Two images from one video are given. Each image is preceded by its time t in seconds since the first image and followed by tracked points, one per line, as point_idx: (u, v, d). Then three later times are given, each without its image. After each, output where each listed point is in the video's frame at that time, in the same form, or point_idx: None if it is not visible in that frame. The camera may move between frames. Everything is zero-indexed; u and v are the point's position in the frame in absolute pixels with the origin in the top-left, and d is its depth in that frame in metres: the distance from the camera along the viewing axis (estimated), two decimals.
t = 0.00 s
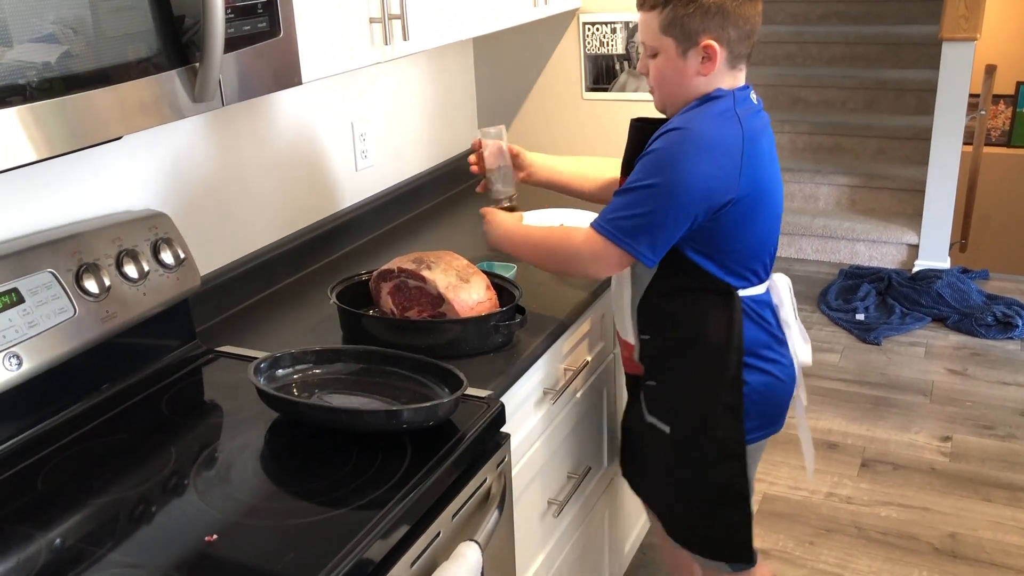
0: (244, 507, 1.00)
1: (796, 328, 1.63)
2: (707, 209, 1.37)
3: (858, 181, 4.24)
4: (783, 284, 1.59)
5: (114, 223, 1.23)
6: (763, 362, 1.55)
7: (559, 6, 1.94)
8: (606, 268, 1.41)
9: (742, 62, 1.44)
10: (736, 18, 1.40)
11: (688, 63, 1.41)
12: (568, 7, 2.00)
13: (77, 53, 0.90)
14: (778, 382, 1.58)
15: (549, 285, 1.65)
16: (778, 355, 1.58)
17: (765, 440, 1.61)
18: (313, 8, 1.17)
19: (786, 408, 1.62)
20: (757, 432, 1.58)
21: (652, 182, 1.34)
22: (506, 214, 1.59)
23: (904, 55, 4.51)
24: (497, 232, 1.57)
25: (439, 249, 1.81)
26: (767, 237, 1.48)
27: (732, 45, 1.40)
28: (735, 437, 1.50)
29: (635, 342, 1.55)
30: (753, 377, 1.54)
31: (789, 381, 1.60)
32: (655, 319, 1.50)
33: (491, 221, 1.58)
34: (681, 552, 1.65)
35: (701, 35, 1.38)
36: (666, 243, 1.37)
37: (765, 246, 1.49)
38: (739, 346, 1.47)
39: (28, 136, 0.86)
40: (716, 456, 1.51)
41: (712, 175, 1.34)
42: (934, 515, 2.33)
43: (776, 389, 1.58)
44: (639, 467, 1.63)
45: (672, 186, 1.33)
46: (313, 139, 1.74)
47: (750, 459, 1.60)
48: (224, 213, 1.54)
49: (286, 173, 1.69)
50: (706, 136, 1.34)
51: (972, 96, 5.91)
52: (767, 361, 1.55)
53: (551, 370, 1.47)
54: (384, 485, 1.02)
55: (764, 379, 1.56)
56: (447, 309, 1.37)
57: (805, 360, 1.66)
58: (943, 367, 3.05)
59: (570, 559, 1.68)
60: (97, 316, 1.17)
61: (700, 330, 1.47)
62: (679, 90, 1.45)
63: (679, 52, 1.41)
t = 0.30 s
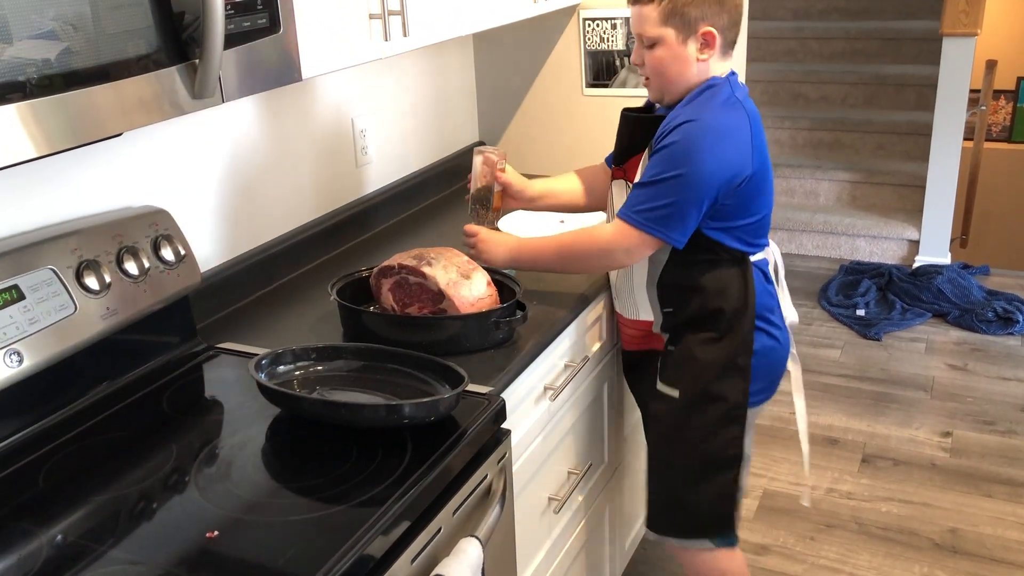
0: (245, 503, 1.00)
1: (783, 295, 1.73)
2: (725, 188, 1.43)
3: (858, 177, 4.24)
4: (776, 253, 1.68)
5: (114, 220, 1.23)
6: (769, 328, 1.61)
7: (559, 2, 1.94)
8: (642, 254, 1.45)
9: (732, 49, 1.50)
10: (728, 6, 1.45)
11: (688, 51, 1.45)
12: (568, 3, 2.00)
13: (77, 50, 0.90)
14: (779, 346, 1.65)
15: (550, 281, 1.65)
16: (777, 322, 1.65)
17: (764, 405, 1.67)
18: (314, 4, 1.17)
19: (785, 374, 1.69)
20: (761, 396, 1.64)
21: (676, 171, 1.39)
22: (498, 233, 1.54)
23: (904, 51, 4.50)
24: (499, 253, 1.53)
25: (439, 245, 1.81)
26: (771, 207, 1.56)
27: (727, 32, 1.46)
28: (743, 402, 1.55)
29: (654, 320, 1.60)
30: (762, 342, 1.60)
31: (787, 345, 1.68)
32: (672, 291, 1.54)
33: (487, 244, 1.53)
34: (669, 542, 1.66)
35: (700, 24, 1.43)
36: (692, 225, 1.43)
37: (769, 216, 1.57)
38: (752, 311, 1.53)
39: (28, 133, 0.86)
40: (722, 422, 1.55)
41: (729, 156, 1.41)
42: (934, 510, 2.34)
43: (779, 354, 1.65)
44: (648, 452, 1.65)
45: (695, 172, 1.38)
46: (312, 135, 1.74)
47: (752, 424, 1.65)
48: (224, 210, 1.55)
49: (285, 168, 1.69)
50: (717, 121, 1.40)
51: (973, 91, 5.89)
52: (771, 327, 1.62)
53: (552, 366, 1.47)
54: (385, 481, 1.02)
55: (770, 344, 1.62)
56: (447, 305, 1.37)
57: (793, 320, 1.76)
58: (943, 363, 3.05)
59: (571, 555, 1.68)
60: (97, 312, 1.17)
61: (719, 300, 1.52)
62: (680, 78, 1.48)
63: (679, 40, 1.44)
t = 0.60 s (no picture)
0: (245, 502, 1.00)
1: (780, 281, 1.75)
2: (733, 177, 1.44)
3: (857, 175, 4.24)
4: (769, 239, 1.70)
5: (113, 219, 1.23)
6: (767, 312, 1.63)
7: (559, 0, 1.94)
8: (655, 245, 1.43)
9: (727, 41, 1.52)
10: None
11: (688, 43, 1.45)
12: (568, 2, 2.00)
13: (76, 49, 0.90)
14: (776, 331, 1.67)
15: (550, 280, 1.65)
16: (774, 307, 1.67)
17: (761, 388, 1.69)
18: (314, 4, 1.17)
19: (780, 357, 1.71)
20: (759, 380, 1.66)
21: (687, 163, 1.38)
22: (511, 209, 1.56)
23: (904, 49, 4.50)
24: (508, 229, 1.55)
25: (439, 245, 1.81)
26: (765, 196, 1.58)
27: (724, 25, 1.46)
28: (745, 386, 1.56)
29: (657, 310, 1.60)
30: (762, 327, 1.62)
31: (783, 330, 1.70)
32: (677, 281, 1.54)
33: (497, 219, 1.55)
34: (663, 526, 1.66)
35: (699, 16, 1.43)
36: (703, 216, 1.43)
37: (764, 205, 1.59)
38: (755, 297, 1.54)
39: (27, 133, 0.86)
40: (721, 411, 1.56)
41: (736, 146, 1.41)
42: (933, 509, 2.34)
43: (776, 338, 1.67)
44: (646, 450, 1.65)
45: (706, 163, 1.38)
46: (312, 134, 1.75)
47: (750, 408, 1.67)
48: (224, 208, 1.55)
49: (285, 167, 1.69)
50: (719, 112, 1.41)
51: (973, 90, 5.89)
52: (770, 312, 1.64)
53: (551, 365, 1.47)
54: (384, 480, 1.02)
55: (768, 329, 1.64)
56: (446, 304, 1.37)
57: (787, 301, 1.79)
58: (942, 362, 3.05)
59: (571, 555, 1.68)
60: (96, 312, 1.17)
61: (723, 287, 1.52)
62: (679, 71, 1.48)
63: (679, 32, 1.44)
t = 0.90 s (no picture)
0: (245, 503, 1.00)
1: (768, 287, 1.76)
2: (717, 184, 1.44)
3: (857, 176, 4.24)
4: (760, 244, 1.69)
5: (114, 220, 1.23)
6: (754, 320, 1.62)
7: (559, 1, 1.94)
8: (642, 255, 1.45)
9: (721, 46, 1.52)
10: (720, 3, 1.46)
11: (681, 50, 1.45)
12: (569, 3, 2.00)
13: (76, 49, 0.90)
14: (766, 339, 1.66)
15: (550, 281, 1.65)
16: (762, 313, 1.66)
17: (753, 395, 1.68)
18: (315, 4, 1.17)
19: (771, 363, 1.70)
20: (749, 387, 1.65)
21: (669, 169, 1.39)
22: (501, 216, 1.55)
23: (904, 49, 4.50)
24: (497, 236, 1.54)
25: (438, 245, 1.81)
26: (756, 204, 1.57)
27: (719, 30, 1.47)
28: (732, 396, 1.56)
29: (642, 316, 1.59)
30: (750, 334, 1.61)
31: (773, 337, 1.69)
32: (662, 289, 1.55)
33: (487, 226, 1.54)
34: (652, 535, 1.66)
35: (692, 23, 1.43)
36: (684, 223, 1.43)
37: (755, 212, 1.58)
38: (740, 305, 1.53)
39: (27, 132, 0.86)
40: (718, 414, 1.56)
41: (721, 154, 1.41)
42: (934, 509, 2.34)
43: (765, 345, 1.66)
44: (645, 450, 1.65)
45: (688, 170, 1.38)
46: (312, 134, 1.75)
47: (740, 414, 1.66)
48: (224, 209, 1.55)
49: (285, 168, 1.69)
50: (707, 118, 1.40)
51: (974, 90, 5.88)
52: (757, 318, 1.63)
53: (551, 365, 1.47)
54: (386, 480, 1.02)
55: (757, 336, 1.63)
56: (446, 304, 1.37)
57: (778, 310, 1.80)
58: (943, 362, 3.05)
59: (571, 555, 1.68)
60: (97, 312, 1.17)
61: (706, 296, 1.52)
62: (672, 77, 1.48)
63: (672, 39, 1.44)
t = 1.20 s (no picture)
0: (246, 504, 1.00)
1: (771, 290, 1.76)
2: (729, 178, 1.43)
3: (859, 177, 4.24)
4: (764, 245, 1.69)
5: (115, 220, 1.23)
6: (753, 319, 1.62)
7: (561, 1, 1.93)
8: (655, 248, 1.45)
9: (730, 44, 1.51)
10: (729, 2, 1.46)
11: (691, 47, 1.45)
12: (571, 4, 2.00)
13: (78, 50, 0.89)
14: (764, 339, 1.66)
15: (552, 281, 1.64)
16: (762, 315, 1.66)
17: (749, 395, 1.67)
18: (316, 4, 1.17)
19: (770, 363, 1.69)
20: (744, 386, 1.64)
21: (682, 161, 1.38)
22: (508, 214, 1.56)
23: (905, 50, 4.50)
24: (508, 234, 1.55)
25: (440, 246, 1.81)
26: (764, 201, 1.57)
27: (727, 28, 1.46)
28: (723, 398, 1.54)
29: (641, 311, 1.63)
30: (747, 332, 1.61)
31: (773, 340, 1.69)
32: (662, 283, 1.55)
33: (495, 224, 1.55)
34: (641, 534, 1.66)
35: (703, 21, 1.43)
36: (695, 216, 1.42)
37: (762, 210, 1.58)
38: (739, 304, 1.52)
39: (29, 133, 0.86)
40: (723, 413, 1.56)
41: (733, 148, 1.41)
42: (935, 510, 2.33)
43: (763, 346, 1.66)
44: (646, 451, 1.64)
45: (701, 163, 1.38)
46: (314, 135, 1.74)
47: (735, 415, 1.65)
48: (226, 210, 1.54)
49: (287, 169, 1.68)
50: (719, 112, 1.41)
51: (976, 91, 5.87)
52: (757, 318, 1.63)
53: (553, 367, 1.47)
54: (388, 481, 1.02)
55: (754, 336, 1.63)
56: (448, 305, 1.37)
57: (782, 314, 1.80)
58: (944, 363, 3.05)
59: (572, 556, 1.67)
60: (99, 313, 1.17)
61: (706, 293, 1.51)
62: (682, 74, 1.48)
63: (683, 37, 1.44)
